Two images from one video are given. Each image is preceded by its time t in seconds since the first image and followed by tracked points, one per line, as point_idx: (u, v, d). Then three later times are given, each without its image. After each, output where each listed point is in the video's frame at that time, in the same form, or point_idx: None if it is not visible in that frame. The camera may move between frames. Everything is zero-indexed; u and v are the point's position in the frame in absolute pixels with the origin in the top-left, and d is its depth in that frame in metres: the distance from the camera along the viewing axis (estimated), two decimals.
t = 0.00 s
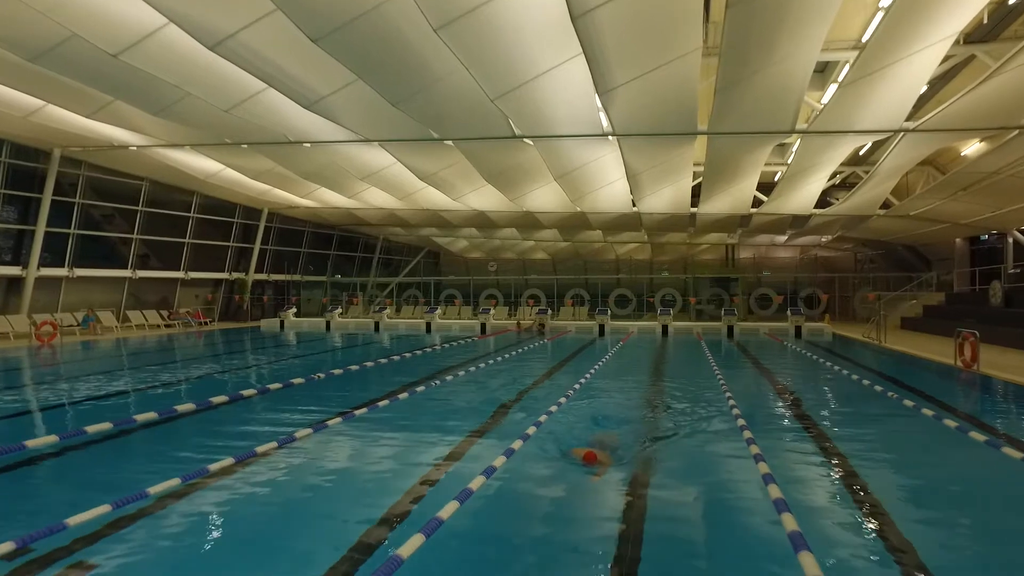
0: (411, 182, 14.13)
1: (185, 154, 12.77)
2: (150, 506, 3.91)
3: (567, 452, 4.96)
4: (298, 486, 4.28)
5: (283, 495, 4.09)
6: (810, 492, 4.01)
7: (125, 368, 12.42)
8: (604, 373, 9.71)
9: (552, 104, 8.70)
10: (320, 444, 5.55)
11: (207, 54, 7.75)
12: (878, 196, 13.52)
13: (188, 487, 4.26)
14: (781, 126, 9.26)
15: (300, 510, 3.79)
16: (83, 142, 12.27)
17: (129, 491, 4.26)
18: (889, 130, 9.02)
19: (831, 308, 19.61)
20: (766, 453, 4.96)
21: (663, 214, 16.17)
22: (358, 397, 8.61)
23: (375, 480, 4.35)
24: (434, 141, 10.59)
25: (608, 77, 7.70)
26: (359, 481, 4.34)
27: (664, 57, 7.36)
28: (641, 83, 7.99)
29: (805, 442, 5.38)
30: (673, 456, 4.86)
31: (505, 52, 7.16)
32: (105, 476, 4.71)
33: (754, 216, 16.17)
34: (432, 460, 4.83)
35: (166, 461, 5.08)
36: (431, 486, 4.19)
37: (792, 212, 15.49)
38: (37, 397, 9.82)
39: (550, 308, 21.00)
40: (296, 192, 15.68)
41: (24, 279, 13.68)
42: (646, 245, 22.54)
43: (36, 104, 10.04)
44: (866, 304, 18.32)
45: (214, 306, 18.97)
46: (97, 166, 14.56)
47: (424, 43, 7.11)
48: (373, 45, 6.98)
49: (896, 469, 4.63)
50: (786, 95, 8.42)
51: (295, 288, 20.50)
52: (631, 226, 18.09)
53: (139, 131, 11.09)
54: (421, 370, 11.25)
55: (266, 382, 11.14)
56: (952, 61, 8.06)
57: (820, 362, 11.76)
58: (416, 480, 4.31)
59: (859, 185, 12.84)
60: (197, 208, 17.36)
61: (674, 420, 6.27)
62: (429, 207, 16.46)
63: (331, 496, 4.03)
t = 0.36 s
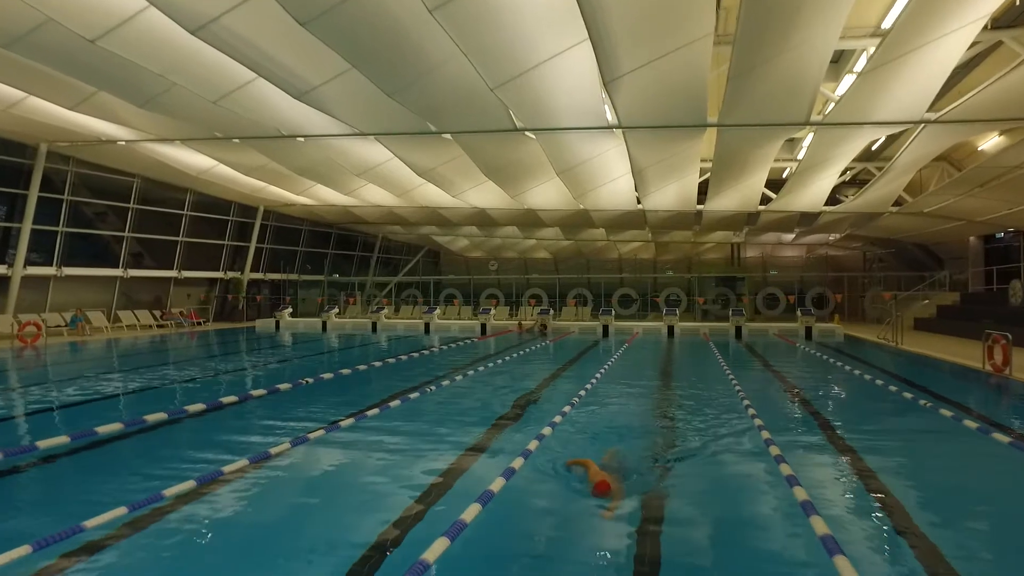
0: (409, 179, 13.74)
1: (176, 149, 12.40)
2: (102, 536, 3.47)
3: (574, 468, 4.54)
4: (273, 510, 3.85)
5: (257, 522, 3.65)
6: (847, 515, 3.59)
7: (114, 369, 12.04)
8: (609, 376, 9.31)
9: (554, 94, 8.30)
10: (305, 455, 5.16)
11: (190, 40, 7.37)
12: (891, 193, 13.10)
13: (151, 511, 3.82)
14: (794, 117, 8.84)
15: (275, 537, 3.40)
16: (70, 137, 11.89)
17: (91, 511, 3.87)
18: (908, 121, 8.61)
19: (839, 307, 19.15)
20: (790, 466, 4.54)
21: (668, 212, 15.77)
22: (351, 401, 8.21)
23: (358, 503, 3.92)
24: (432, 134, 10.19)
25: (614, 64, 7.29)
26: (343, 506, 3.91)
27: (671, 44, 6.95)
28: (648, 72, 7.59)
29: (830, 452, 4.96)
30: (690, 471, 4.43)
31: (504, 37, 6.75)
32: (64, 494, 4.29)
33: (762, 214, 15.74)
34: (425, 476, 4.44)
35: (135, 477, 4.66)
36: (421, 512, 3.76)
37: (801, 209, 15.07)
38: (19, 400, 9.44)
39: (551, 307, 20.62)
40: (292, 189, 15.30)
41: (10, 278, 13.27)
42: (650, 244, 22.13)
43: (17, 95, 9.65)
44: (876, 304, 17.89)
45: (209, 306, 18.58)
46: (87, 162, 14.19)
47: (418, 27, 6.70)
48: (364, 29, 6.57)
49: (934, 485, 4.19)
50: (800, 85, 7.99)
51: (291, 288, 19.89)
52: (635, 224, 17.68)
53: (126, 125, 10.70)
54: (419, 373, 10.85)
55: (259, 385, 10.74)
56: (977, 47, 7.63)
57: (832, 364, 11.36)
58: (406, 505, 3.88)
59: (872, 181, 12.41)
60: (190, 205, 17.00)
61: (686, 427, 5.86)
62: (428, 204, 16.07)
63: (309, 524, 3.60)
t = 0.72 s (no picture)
0: (407, 175, 13.34)
1: (166, 144, 12.00)
2: (45, 568, 3.02)
3: (583, 486, 4.11)
4: (246, 533, 3.43)
5: (225, 549, 3.24)
6: (893, 542, 3.19)
7: (101, 371, 11.65)
8: (615, 380, 8.89)
9: (557, 82, 7.88)
10: (288, 467, 4.74)
11: (170, 22, 6.95)
12: (906, 188, 12.64)
13: (110, 535, 3.40)
14: (810, 107, 8.41)
15: (242, 569, 2.98)
16: (56, 131, 11.49)
17: (42, 532, 3.46)
18: (931, 111, 8.16)
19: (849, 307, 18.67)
20: (820, 483, 4.12)
21: (674, 209, 15.35)
22: (344, 405, 7.81)
23: (342, 526, 3.50)
24: (430, 127, 9.77)
25: (621, 49, 6.86)
26: (326, 528, 3.49)
27: (682, 28, 6.53)
28: (657, 58, 7.17)
29: (860, 465, 4.54)
30: (710, 489, 4.01)
31: (502, 21, 6.34)
32: (18, 511, 3.89)
33: (771, 211, 15.31)
34: (417, 493, 4.01)
35: (102, 491, 4.24)
36: (412, 538, 3.34)
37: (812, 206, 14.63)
38: None
39: (553, 307, 20.21)
40: (287, 186, 14.90)
41: None
42: (654, 242, 21.71)
43: None
44: (887, 304, 17.44)
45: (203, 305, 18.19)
46: (75, 157, 13.80)
47: (411, 10, 6.28)
48: (352, 9, 6.15)
49: (982, 503, 3.77)
50: (819, 72, 7.56)
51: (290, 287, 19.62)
52: (639, 221, 17.25)
53: (111, 118, 10.30)
54: (418, 375, 10.46)
55: (251, 388, 10.33)
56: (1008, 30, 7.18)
57: (845, 365, 10.94)
58: (396, 530, 3.46)
59: (888, 177, 11.95)
60: (184, 202, 16.62)
61: (702, 436, 5.43)
62: (428, 202, 15.68)
63: (286, 551, 3.19)
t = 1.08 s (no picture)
0: (405, 170, 12.91)
1: (155, 137, 11.59)
2: None
3: (594, 508, 3.67)
4: (211, 564, 3.00)
5: None
6: None
7: (86, 372, 11.23)
8: (622, 384, 8.46)
9: (561, 68, 7.43)
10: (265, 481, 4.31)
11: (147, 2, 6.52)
12: (923, 184, 12.18)
13: (51, 566, 2.96)
14: (828, 97, 7.97)
15: None
16: (39, 124, 11.07)
17: None
18: (957, 98, 7.69)
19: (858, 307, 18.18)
20: (859, 505, 3.67)
21: (680, 206, 14.90)
22: (336, 408, 7.39)
23: (322, 556, 3.07)
24: (428, 118, 9.34)
25: (629, 30, 6.41)
26: (302, 559, 3.06)
27: (694, 7, 6.08)
28: (668, 41, 6.72)
29: (898, 483, 4.10)
30: (736, 511, 3.57)
31: None
32: None
33: (780, 208, 14.86)
34: (404, 517, 3.58)
35: (56, 508, 3.82)
36: (399, 573, 2.90)
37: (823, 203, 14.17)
38: None
39: (556, 306, 19.81)
40: (282, 182, 14.47)
41: None
42: (658, 240, 21.27)
43: None
44: (899, 304, 17.01)
45: (197, 304, 17.79)
46: (63, 152, 13.38)
47: None
48: None
49: None
50: (838, 58, 7.11)
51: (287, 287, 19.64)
52: (644, 219, 16.80)
53: (95, 110, 9.87)
54: (417, 377, 10.04)
55: (241, 390, 9.89)
56: None
57: (861, 366, 10.50)
58: (380, 563, 3.02)
59: (904, 173, 11.49)
60: (176, 199, 16.20)
61: (720, 449, 4.98)
62: (428, 199, 15.25)
63: None
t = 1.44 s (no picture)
0: (403, 165, 12.52)
1: (143, 131, 11.21)
2: None
3: (605, 543, 3.25)
4: None
5: None
6: None
7: (72, 374, 10.84)
8: (630, 388, 8.04)
9: (564, 54, 7.02)
10: (240, 501, 3.90)
11: None
12: (939, 180, 11.73)
13: None
14: (848, 85, 7.53)
15: None
16: (22, 117, 10.68)
17: None
18: (985, 87, 7.26)
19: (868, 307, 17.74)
20: (906, 540, 3.26)
21: (686, 203, 14.49)
22: (326, 413, 6.99)
23: None
24: (426, 109, 8.93)
25: (638, 12, 5.98)
26: None
27: None
28: (679, 23, 6.29)
29: (944, 513, 3.66)
30: (767, 551, 3.13)
31: None
32: None
33: (790, 205, 14.44)
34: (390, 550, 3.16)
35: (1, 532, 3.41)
36: None
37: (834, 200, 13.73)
38: None
39: (558, 306, 19.44)
40: (277, 178, 14.07)
41: None
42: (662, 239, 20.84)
43: None
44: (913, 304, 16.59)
45: (192, 304, 17.40)
46: (50, 148, 12.98)
47: None
48: None
49: None
50: (861, 43, 6.68)
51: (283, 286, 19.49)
52: (648, 216, 16.39)
53: (78, 101, 9.47)
54: (415, 380, 9.65)
55: (232, 392, 9.52)
56: None
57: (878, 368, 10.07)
58: None
59: (922, 168, 11.05)
60: (168, 196, 15.80)
61: (741, 467, 4.55)
62: (427, 195, 14.86)
63: None
